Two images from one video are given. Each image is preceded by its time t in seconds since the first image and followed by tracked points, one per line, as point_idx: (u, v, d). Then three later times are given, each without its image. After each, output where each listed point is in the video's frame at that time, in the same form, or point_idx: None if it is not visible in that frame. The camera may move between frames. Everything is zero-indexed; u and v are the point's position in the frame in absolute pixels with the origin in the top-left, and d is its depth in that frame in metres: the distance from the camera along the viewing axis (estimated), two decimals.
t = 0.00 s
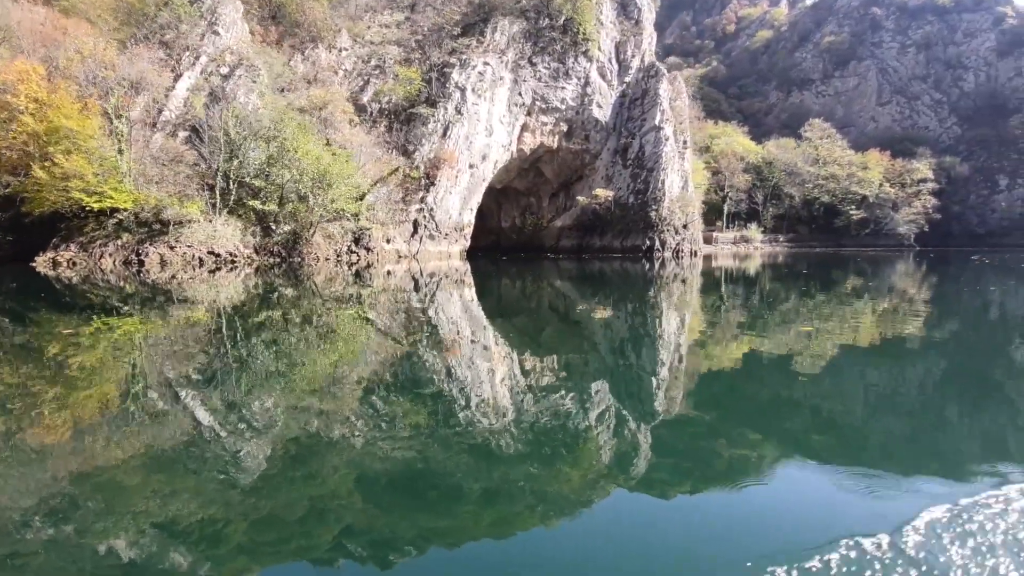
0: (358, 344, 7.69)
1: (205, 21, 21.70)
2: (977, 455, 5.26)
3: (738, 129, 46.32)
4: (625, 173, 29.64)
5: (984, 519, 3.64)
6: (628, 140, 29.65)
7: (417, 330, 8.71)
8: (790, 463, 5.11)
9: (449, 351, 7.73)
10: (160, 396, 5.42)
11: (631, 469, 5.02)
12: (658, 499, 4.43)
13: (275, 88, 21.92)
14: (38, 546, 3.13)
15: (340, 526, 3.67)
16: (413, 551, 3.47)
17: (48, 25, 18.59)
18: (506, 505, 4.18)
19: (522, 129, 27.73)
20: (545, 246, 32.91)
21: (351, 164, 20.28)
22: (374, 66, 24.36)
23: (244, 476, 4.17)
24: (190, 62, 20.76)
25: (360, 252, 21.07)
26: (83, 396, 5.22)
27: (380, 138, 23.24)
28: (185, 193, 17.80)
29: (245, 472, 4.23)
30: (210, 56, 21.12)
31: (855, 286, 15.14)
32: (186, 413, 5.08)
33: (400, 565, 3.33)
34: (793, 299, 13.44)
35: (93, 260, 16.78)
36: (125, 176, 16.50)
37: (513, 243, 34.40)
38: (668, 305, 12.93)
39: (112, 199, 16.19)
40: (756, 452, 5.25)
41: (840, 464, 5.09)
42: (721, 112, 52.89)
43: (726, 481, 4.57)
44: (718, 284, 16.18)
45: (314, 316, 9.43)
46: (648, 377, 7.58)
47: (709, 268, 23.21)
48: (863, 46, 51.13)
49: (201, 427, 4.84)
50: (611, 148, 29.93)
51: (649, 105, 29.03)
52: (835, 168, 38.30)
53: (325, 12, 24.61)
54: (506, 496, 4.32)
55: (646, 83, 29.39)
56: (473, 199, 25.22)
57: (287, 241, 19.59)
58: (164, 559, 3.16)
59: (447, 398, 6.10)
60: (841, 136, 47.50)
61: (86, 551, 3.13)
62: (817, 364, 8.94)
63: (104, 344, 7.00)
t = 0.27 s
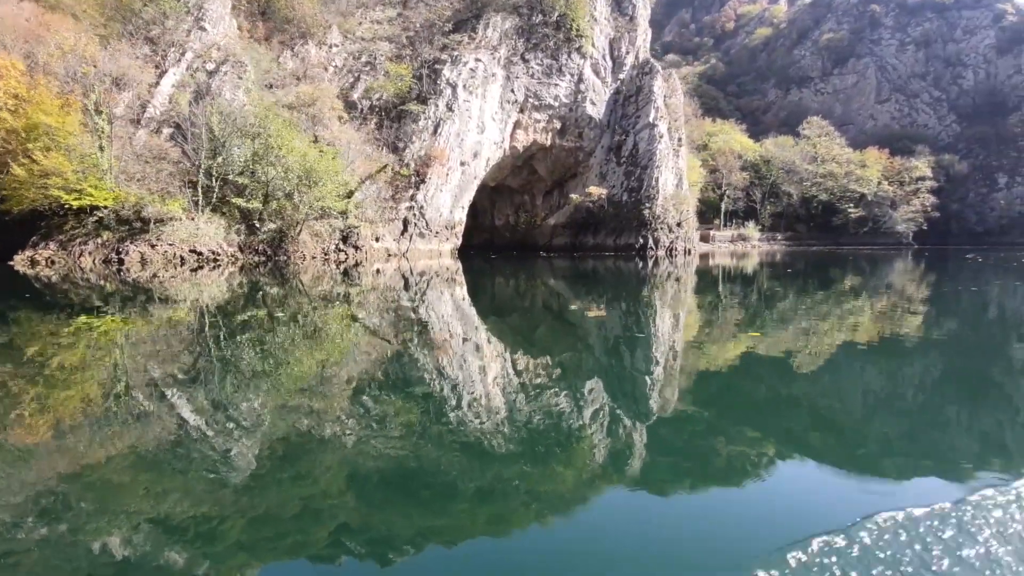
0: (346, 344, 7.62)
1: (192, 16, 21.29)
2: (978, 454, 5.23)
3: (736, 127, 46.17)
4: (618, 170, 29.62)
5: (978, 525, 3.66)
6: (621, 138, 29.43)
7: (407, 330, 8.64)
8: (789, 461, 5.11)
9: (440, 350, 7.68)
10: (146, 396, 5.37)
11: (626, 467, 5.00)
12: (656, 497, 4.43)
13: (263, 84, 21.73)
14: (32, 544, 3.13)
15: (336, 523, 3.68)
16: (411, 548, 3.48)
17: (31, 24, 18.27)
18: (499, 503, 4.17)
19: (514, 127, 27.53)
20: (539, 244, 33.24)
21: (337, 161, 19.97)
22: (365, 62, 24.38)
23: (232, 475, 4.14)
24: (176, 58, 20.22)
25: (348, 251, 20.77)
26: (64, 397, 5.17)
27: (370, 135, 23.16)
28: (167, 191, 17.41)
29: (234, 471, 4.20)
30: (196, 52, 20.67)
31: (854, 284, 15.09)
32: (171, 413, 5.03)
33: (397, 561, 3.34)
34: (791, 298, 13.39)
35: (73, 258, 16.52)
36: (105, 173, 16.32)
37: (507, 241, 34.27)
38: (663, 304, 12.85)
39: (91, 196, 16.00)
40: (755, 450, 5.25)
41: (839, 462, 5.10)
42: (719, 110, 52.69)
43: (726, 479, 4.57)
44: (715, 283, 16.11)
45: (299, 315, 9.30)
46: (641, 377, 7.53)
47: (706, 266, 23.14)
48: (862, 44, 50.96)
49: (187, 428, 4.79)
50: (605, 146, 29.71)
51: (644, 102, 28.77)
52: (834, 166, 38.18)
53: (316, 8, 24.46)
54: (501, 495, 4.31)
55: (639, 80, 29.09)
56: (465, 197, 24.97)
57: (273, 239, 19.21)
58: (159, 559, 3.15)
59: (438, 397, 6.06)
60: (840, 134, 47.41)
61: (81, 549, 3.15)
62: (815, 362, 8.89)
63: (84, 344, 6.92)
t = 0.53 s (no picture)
0: (335, 344, 7.56)
1: (178, 13, 21.22)
2: (977, 454, 5.22)
3: (735, 126, 46.02)
4: (612, 169, 29.51)
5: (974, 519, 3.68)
6: (615, 136, 29.50)
7: (398, 330, 8.58)
8: (788, 460, 5.11)
9: (430, 350, 7.62)
10: (132, 396, 5.31)
11: (621, 467, 4.98)
12: (655, 495, 4.42)
13: (251, 81, 21.76)
14: (24, 544, 3.11)
15: (332, 523, 3.68)
16: (408, 548, 3.48)
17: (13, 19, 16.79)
18: (493, 504, 4.15)
19: (507, 125, 27.21)
20: (533, 243, 33.40)
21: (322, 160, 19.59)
22: (356, 60, 24.36)
23: (221, 476, 4.11)
24: (161, 55, 19.96)
25: (336, 250, 20.78)
26: (45, 398, 5.09)
27: (361, 134, 23.15)
28: (149, 189, 17.04)
29: (222, 472, 4.17)
30: (183, 49, 20.50)
31: (852, 284, 15.04)
32: (155, 414, 4.97)
33: (395, 560, 3.34)
34: (789, 298, 13.34)
35: (52, 258, 15.75)
36: (85, 170, 15.55)
37: (501, 240, 34.37)
38: (659, 304, 12.80)
39: (73, 195, 15.20)
40: (754, 449, 5.25)
41: (838, 462, 5.10)
42: (717, 109, 52.51)
43: (725, 478, 4.57)
44: (712, 283, 16.04)
45: (283, 316, 9.21)
46: (636, 377, 7.48)
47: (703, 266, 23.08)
48: (861, 42, 50.78)
49: (173, 428, 4.74)
50: (599, 144, 29.75)
51: (638, 100, 28.87)
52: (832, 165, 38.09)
53: (305, 5, 24.25)
54: (495, 495, 4.29)
55: (634, 78, 29.20)
56: (456, 196, 24.73)
57: (258, 238, 19.11)
58: (153, 558, 3.13)
59: (430, 396, 6.02)
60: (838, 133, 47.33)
61: (74, 549, 3.12)
62: (813, 362, 8.86)
63: (65, 344, 6.83)
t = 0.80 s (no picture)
0: (324, 345, 7.50)
1: (165, 11, 20.90)
2: (976, 454, 5.21)
3: (733, 126, 45.88)
4: (606, 169, 29.62)
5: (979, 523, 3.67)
6: (610, 135, 29.47)
7: (389, 331, 8.52)
8: (787, 460, 5.10)
9: (422, 351, 7.57)
10: (118, 398, 5.26)
11: (615, 469, 4.96)
12: (654, 495, 4.43)
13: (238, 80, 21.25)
14: (15, 547, 3.10)
15: (327, 524, 3.68)
16: (405, 547, 3.49)
17: None
18: (488, 505, 4.13)
19: (500, 124, 27.28)
20: (525, 244, 33.19)
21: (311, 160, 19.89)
22: (347, 59, 24.09)
23: (210, 477, 4.08)
24: (148, 53, 19.78)
25: (324, 250, 20.87)
26: (25, 399, 5.02)
27: (352, 133, 23.19)
28: (131, 189, 16.70)
29: (212, 474, 4.14)
30: (169, 47, 20.25)
31: (850, 285, 14.98)
32: (141, 416, 4.92)
33: (392, 560, 3.35)
34: (787, 298, 13.29)
35: (31, 258, 15.56)
36: (66, 169, 15.17)
37: (494, 241, 34.26)
38: (654, 305, 12.73)
39: (53, 195, 14.79)
40: (753, 449, 5.24)
41: (837, 461, 5.10)
42: (716, 108, 52.33)
43: (725, 477, 4.58)
44: (709, 283, 15.98)
45: (268, 317, 9.13)
46: (630, 379, 7.42)
47: (701, 266, 23.03)
48: (861, 42, 50.71)
49: (159, 431, 4.68)
50: (593, 143, 29.77)
51: (632, 99, 28.88)
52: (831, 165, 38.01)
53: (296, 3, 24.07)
54: (489, 495, 4.27)
55: (628, 77, 29.15)
56: (447, 195, 24.83)
57: (244, 239, 18.87)
58: (147, 561, 3.12)
59: (422, 397, 5.98)
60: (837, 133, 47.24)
61: (68, 551, 3.11)
62: (812, 362, 8.83)
63: (45, 345, 6.75)
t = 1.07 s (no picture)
0: (313, 346, 7.45)
1: (153, 9, 20.89)
2: (976, 456, 5.20)
3: (733, 127, 45.80)
4: (601, 169, 29.58)
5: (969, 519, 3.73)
6: (605, 135, 29.49)
7: (379, 332, 8.45)
8: (787, 461, 5.11)
9: (413, 353, 7.52)
10: (104, 400, 5.21)
11: (611, 469, 4.94)
12: (655, 495, 4.44)
13: (229, 79, 21.43)
14: (8, 547, 3.08)
15: (323, 524, 3.67)
16: (403, 547, 3.48)
17: None
18: (483, 505, 4.12)
19: (494, 124, 27.04)
20: (520, 244, 33.29)
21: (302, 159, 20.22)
22: (339, 57, 24.15)
23: (199, 479, 4.05)
24: (134, 51, 19.78)
25: (313, 250, 20.80)
26: (7, 401, 4.97)
27: (342, 133, 23.00)
28: (114, 188, 16.69)
29: (201, 475, 4.11)
30: (157, 45, 20.23)
31: (849, 286, 14.88)
32: (127, 417, 4.88)
33: (389, 560, 3.34)
34: (786, 299, 13.21)
35: (10, 258, 15.57)
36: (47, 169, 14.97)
37: (489, 241, 34.27)
38: (649, 306, 12.66)
39: (32, 194, 14.56)
40: (753, 450, 5.24)
41: (836, 463, 5.10)
42: (716, 108, 52.22)
43: (724, 477, 4.59)
44: (708, 284, 15.90)
45: (255, 317, 9.09)
46: (626, 380, 7.38)
47: (699, 267, 22.94)
48: (861, 42, 50.65)
49: (145, 432, 4.65)
50: (588, 143, 29.74)
51: (628, 99, 28.81)
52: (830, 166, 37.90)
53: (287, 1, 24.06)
54: (484, 495, 4.26)
55: (624, 76, 29.10)
56: (440, 195, 24.68)
57: (229, 239, 18.90)
58: (143, 559, 3.11)
59: (414, 399, 5.94)
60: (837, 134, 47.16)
61: (61, 552, 3.09)
62: (812, 363, 8.79)
63: (27, 346, 6.73)
